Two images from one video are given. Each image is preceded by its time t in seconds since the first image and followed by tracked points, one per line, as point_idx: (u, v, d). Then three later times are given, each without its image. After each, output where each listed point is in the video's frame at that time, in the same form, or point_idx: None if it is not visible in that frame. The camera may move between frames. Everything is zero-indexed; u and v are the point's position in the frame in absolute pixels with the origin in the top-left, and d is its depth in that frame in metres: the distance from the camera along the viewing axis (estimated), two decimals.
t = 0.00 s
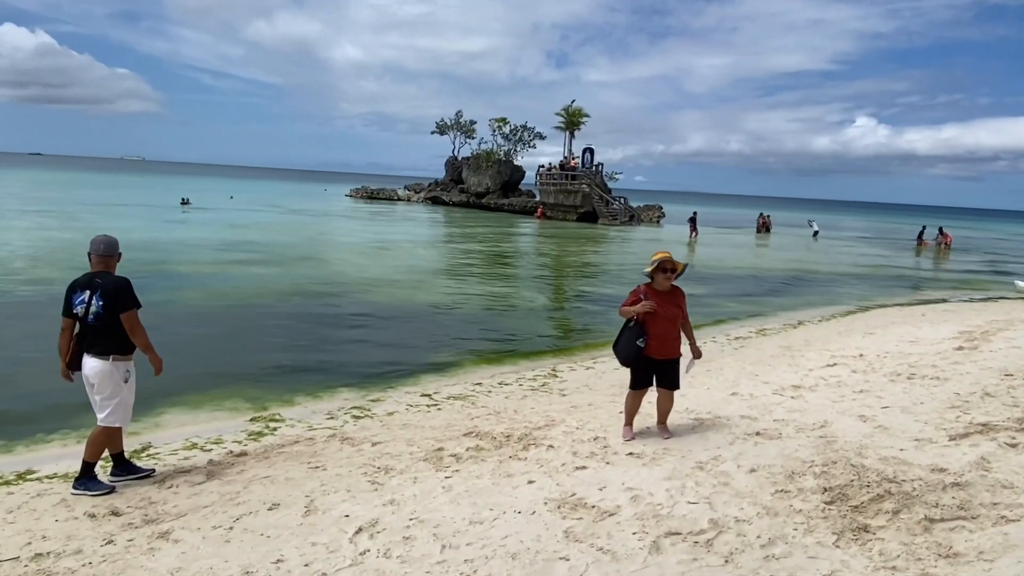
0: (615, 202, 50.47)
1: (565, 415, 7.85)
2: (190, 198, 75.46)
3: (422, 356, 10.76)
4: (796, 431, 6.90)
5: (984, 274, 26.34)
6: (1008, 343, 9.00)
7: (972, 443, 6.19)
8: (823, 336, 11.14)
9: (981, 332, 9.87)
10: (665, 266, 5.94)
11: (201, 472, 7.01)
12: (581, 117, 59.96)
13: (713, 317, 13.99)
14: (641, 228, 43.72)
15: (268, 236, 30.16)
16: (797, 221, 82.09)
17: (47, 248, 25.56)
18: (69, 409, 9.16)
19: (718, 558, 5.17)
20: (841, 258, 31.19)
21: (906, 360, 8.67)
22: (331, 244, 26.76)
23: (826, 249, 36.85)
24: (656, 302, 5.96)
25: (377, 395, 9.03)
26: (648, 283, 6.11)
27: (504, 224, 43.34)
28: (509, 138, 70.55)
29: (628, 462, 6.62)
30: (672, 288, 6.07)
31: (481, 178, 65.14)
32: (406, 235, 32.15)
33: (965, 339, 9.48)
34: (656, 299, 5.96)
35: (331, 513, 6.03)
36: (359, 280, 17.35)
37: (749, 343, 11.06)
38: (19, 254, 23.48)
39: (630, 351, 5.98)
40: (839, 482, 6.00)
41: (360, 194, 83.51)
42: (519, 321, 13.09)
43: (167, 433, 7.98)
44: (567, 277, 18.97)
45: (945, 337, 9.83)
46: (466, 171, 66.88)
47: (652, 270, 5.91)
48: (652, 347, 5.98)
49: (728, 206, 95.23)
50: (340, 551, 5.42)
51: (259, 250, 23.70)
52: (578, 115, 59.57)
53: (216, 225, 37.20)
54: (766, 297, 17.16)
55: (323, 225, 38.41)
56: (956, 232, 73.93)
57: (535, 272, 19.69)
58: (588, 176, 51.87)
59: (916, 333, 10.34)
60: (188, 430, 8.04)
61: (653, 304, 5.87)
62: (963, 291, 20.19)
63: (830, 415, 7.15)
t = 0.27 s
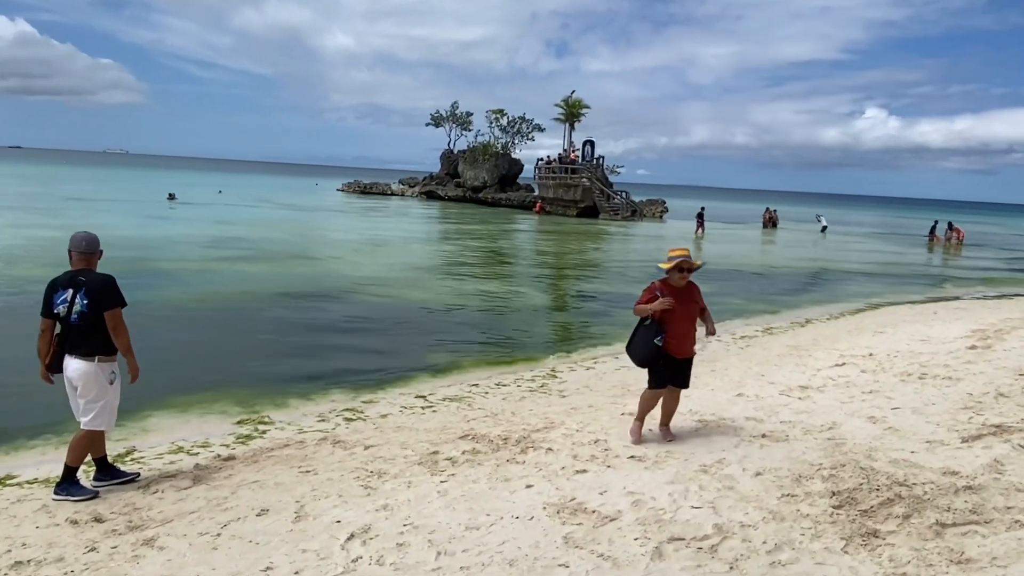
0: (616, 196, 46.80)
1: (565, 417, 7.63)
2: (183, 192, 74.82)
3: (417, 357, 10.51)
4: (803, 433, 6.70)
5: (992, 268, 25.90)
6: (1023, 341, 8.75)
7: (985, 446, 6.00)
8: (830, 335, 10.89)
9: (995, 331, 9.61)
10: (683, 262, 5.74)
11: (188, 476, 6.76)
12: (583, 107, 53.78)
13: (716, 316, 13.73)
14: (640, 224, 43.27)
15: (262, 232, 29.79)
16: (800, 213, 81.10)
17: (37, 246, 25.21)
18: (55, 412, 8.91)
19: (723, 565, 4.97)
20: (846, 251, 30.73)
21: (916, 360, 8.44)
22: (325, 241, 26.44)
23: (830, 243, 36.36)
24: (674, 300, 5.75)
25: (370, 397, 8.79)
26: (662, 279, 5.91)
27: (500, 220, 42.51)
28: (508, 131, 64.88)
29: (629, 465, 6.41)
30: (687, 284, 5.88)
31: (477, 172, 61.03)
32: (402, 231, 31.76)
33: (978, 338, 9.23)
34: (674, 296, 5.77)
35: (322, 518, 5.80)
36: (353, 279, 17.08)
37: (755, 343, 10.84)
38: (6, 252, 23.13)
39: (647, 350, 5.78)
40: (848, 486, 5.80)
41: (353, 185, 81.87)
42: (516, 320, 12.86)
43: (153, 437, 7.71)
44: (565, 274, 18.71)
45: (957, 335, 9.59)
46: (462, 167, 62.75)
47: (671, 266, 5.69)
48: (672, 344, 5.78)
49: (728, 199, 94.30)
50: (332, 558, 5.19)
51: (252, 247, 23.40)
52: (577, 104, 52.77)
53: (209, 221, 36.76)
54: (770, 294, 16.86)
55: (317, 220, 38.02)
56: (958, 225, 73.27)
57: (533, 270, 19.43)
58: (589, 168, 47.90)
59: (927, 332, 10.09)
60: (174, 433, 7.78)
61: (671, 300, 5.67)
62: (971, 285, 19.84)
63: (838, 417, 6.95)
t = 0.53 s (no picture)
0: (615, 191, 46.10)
1: (563, 418, 7.48)
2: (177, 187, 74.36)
3: (411, 358, 10.33)
4: (806, 434, 6.57)
5: (998, 264, 25.70)
6: None
7: (992, 447, 5.88)
8: (834, 334, 10.74)
9: (1002, 330, 9.46)
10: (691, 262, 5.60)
11: (176, 480, 6.58)
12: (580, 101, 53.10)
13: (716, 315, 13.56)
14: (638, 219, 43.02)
15: (256, 229, 29.55)
16: (798, 210, 80.84)
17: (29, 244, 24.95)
18: (42, 415, 8.73)
19: (725, 570, 4.83)
20: (848, 248, 30.57)
21: (922, 360, 8.30)
22: (320, 238, 26.23)
23: (830, 239, 36.16)
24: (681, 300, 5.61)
25: (363, 398, 8.62)
26: (670, 278, 5.78)
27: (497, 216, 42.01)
28: (505, 125, 64.17)
29: (629, 468, 6.27)
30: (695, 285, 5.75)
31: (472, 168, 60.79)
32: (398, 228, 31.49)
33: (985, 336, 9.08)
34: (680, 296, 5.63)
35: (314, 523, 5.63)
36: (347, 276, 16.91)
37: (758, 342, 10.70)
38: None
39: (650, 350, 5.65)
40: (852, 488, 5.66)
41: (347, 181, 80.87)
42: (513, 318, 12.70)
43: (140, 440, 7.52)
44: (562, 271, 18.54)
45: (964, 334, 9.46)
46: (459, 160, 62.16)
47: (679, 266, 5.57)
48: (676, 345, 5.64)
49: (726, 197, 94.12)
50: (324, 563, 5.03)
51: (246, 244, 23.19)
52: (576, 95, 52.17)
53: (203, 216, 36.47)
54: (771, 292, 16.68)
55: (311, 217, 37.77)
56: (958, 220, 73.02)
57: (530, 267, 19.25)
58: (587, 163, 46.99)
59: (933, 331, 9.94)
60: (163, 436, 7.61)
61: (677, 300, 5.53)
62: (976, 281, 19.69)
63: (842, 417, 6.81)
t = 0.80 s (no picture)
0: (614, 187, 46.00)
1: (560, 420, 7.37)
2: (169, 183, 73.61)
3: (406, 358, 10.21)
4: (808, 435, 6.46)
5: (1000, 262, 25.55)
6: None
7: (996, 448, 5.78)
8: (836, 334, 10.64)
9: (1006, 329, 9.38)
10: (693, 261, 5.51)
11: (164, 483, 6.44)
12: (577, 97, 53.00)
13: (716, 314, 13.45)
14: (635, 217, 42.88)
15: (249, 227, 29.33)
16: (797, 208, 80.72)
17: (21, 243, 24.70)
18: (30, 417, 8.56)
19: (725, 574, 4.72)
20: (847, 246, 30.44)
21: (925, 359, 8.21)
22: (314, 236, 26.05)
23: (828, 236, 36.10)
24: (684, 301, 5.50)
25: (356, 399, 8.49)
26: (673, 279, 5.68)
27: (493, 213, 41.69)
28: (500, 120, 63.71)
29: (627, 469, 6.16)
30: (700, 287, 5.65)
31: (468, 163, 60.41)
32: (393, 226, 31.26)
33: (989, 336, 8.99)
34: (683, 297, 5.52)
35: (305, 527, 5.50)
36: (341, 275, 16.77)
37: (758, 342, 10.59)
38: None
39: (651, 352, 5.54)
40: (854, 490, 5.56)
41: (340, 178, 80.12)
42: (510, 318, 12.57)
43: (129, 443, 7.36)
44: (559, 269, 18.43)
45: (968, 333, 9.39)
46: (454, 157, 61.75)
47: (681, 265, 5.47)
48: (677, 348, 5.53)
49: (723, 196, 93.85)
50: (316, 568, 4.90)
51: (239, 242, 23.03)
52: (574, 92, 52.01)
53: (196, 214, 36.20)
54: (771, 291, 16.56)
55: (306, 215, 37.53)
56: (956, 217, 73.00)
57: (526, 265, 19.13)
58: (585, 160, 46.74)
59: (936, 331, 9.85)
60: (152, 438, 7.46)
61: (679, 301, 5.43)
62: (977, 279, 19.62)
63: (843, 418, 6.72)
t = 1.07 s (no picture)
0: (608, 184, 45.80)
1: (553, 421, 7.28)
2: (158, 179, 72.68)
3: (397, 359, 10.09)
4: (805, 436, 6.39)
5: (995, 261, 25.53)
6: None
7: (994, 448, 5.73)
8: (834, 333, 10.56)
9: (1005, 328, 9.32)
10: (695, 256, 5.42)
11: (150, 486, 6.30)
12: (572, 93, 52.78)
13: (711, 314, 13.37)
14: (630, 215, 42.76)
15: (240, 225, 29.09)
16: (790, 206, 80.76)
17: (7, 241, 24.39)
18: (13, 418, 8.40)
19: None
20: (842, 245, 30.39)
21: (923, 359, 8.15)
22: (305, 234, 25.84)
23: (822, 234, 36.12)
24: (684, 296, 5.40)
25: (346, 400, 8.37)
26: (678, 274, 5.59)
27: (486, 210, 41.38)
28: (493, 116, 63.31)
29: (622, 471, 6.07)
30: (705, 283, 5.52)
31: (461, 160, 59.95)
32: (385, 225, 31.06)
33: (988, 335, 8.94)
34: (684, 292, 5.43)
35: (294, 530, 5.38)
36: (332, 274, 16.63)
37: (754, 341, 10.51)
38: None
39: (651, 349, 5.46)
40: (851, 491, 5.49)
41: (329, 175, 79.44)
42: (503, 318, 12.46)
43: (114, 445, 7.21)
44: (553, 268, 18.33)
45: (966, 332, 9.35)
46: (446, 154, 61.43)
47: (681, 260, 5.39)
48: (676, 345, 5.43)
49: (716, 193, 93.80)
50: (305, 573, 4.79)
51: (229, 240, 22.83)
52: (568, 87, 51.77)
53: (186, 211, 35.91)
54: (766, 290, 16.49)
55: (297, 212, 37.27)
56: (949, 215, 73.20)
57: (518, 264, 19.03)
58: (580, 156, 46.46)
59: (935, 330, 9.79)
60: (137, 440, 7.32)
61: (677, 295, 5.34)
62: (970, 278, 19.64)
63: (840, 418, 6.65)
